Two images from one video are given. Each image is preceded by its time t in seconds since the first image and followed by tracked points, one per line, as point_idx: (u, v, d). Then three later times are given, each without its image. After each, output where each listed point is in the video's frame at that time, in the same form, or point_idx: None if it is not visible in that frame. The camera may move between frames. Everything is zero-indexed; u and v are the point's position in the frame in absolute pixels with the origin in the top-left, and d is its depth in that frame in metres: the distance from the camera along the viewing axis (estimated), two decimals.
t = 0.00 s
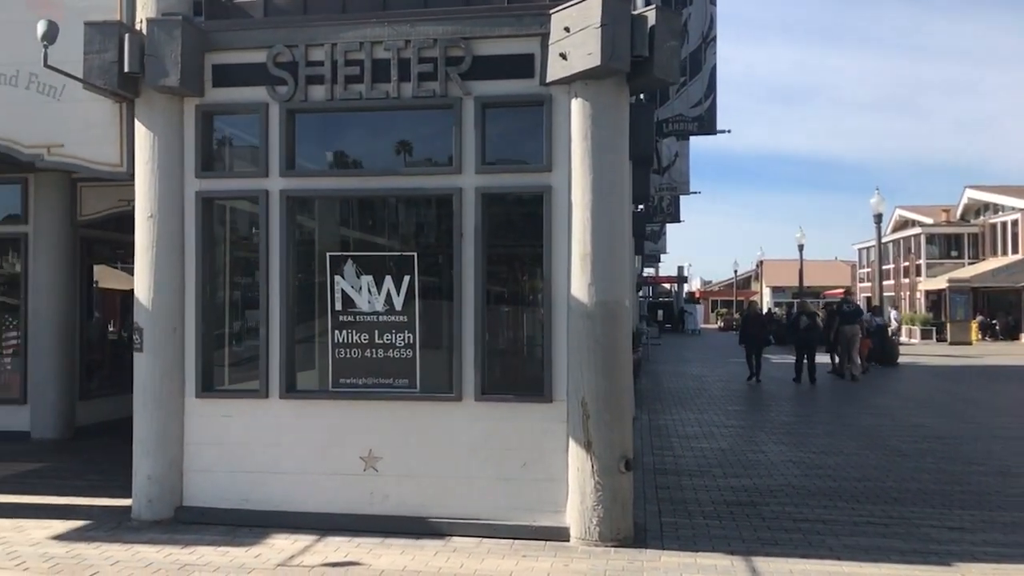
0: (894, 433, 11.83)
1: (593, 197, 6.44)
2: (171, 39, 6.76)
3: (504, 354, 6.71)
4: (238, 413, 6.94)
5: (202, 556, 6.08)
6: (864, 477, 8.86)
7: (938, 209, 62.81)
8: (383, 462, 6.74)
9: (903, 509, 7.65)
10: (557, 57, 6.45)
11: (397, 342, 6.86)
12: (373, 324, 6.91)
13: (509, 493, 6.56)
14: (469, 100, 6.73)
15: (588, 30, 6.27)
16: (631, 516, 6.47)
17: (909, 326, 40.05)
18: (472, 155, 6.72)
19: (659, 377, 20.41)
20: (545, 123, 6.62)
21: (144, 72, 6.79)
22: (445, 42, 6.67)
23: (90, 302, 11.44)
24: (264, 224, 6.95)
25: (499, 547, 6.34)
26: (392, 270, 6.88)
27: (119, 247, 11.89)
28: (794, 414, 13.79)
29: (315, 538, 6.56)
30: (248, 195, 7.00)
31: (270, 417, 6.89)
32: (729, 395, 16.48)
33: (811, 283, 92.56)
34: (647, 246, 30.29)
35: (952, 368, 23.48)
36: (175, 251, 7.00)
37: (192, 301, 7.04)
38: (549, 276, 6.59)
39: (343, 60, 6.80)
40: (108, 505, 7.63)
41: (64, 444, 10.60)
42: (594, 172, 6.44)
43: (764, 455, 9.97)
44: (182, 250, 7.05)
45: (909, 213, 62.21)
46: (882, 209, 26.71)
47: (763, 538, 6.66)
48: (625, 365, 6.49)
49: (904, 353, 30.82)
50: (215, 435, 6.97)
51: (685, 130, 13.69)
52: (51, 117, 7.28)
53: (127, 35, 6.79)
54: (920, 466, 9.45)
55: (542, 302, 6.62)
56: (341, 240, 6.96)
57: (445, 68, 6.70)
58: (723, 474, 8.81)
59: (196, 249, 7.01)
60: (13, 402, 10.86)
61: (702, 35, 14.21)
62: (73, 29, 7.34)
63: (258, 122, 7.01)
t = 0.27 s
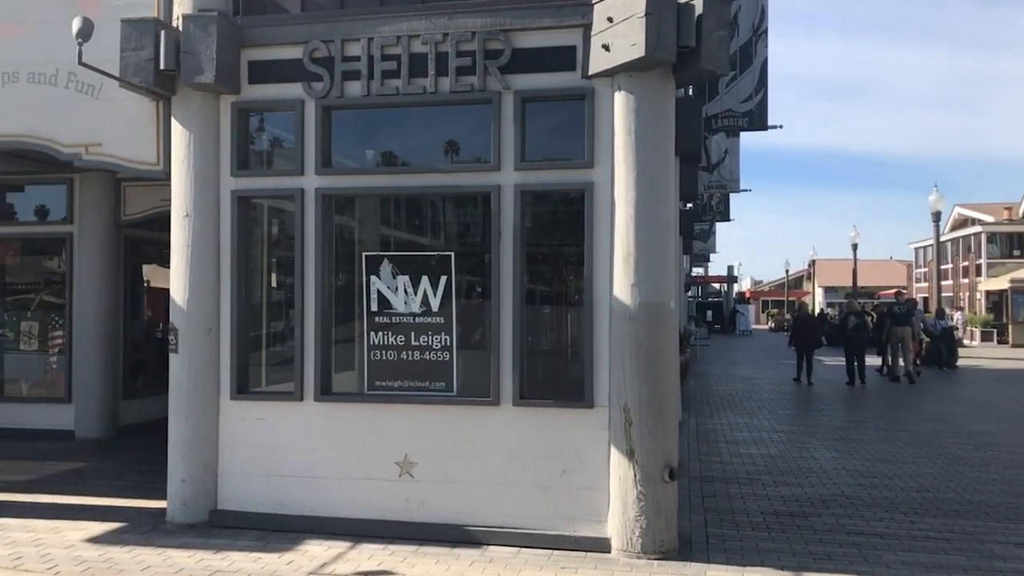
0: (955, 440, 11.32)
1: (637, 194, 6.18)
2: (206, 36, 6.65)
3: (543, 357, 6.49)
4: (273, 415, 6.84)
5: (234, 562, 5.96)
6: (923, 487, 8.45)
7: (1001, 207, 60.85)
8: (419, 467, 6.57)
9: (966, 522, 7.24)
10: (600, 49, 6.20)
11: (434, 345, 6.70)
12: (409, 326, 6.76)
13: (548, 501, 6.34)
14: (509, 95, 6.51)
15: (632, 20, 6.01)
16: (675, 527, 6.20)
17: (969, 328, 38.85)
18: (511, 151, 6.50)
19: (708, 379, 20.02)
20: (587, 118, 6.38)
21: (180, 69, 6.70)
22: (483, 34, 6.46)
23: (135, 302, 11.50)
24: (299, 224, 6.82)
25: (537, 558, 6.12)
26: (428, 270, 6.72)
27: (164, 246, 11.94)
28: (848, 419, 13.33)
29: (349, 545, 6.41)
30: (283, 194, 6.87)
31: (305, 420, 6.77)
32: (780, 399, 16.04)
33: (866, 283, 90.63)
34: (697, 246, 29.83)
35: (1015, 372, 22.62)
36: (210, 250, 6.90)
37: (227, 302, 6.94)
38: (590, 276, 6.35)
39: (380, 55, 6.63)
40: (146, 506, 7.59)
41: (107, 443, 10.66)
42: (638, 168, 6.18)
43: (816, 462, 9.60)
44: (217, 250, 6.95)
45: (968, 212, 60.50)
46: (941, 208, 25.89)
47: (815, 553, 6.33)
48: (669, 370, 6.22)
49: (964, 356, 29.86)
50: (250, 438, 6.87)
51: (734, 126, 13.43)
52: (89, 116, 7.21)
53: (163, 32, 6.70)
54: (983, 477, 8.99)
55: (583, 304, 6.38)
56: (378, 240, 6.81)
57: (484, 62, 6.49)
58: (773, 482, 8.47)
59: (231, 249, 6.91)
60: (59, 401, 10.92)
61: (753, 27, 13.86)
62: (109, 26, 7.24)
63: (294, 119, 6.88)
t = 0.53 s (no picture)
0: (983, 444, 11.00)
1: (650, 189, 5.95)
2: (208, 29, 6.50)
3: (553, 358, 6.29)
4: (277, 417, 6.69)
5: (234, 568, 5.81)
6: (949, 493, 8.15)
7: None
8: (425, 471, 6.39)
9: (995, 531, 6.95)
10: (612, 39, 5.97)
11: (441, 345, 6.51)
12: (416, 325, 6.57)
13: (558, 507, 6.14)
14: (519, 87, 6.30)
15: (646, 8, 5.78)
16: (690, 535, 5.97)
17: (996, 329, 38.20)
18: (521, 146, 6.30)
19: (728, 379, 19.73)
20: (599, 110, 6.17)
21: (182, 63, 6.55)
22: (492, 25, 6.26)
23: (146, 300, 11.42)
24: (304, 221, 6.65)
25: (546, 566, 5.92)
26: (435, 269, 6.54)
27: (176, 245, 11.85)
28: (871, 422, 13.01)
29: (354, 551, 6.24)
30: (287, 191, 6.71)
31: (309, 423, 6.62)
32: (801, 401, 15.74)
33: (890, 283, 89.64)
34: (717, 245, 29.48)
35: None
36: (214, 248, 6.75)
37: (231, 301, 6.80)
38: (602, 275, 6.13)
39: (386, 47, 6.44)
40: (150, 509, 7.46)
41: (117, 443, 10.57)
42: (651, 162, 5.95)
43: (838, 466, 9.33)
44: (221, 248, 6.80)
45: (995, 210, 59.62)
46: (967, 206, 25.42)
47: (836, 562, 6.08)
48: (684, 371, 5.99)
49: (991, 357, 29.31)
50: (253, 440, 6.73)
51: (755, 121, 13.17)
52: (91, 112, 7.06)
53: (165, 26, 6.56)
54: (1012, 482, 8.68)
55: (595, 303, 6.17)
56: (384, 237, 6.63)
57: (493, 53, 6.29)
58: (793, 487, 8.21)
59: (235, 246, 6.75)
60: (69, 401, 10.83)
61: (774, 21, 13.64)
62: (111, 19, 7.07)
63: (299, 113, 6.71)
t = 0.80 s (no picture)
0: (994, 449, 10.79)
1: (650, 189, 5.80)
2: (200, 27, 6.38)
3: (551, 362, 6.14)
4: (270, 423, 6.56)
5: None
6: (960, 500, 7.96)
7: None
8: (420, 478, 6.25)
9: (1007, 539, 6.76)
10: (611, 35, 5.82)
11: (437, 349, 6.37)
12: (411, 328, 6.43)
13: (556, 516, 6.00)
14: (516, 85, 6.16)
15: (645, 3, 5.63)
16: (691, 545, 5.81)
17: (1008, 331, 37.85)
18: (518, 145, 6.15)
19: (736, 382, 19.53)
20: (597, 109, 6.01)
21: (173, 62, 6.43)
22: (488, 21, 6.11)
23: (146, 303, 11.29)
24: (297, 222, 6.52)
25: None
26: (431, 271, 6.40)
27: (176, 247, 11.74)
28: (881, 425, 12.81)
29: (346, 560, 6.11)
30: (281, 191, 6.58)
31: (303, 428, 6.49)
32: (809, 404, 15.54)
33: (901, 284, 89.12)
34: (726, 245, 29.29)
35: None
36: (206, 250, 6.63)
37: (223, 304, 6.67)
38: (601, 277, 5.98)
39: (380, 44, 6.31)
40: (143, 514, 7.34)
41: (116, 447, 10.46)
42: (651, 162, 5.80)
43: (846, 471, 9.15)
44: (214, 250, 6.68)
45: (1007, 211, 59.15)
46: (979, 206, 25.15)
47: (843, 573, 5.91)
48: (685, 377, 5.83)
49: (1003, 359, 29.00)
50: (246, 446, 6.60)
51: (761, 120, 12.97)
52: (83, 113, 6.95)
53: (156, 24, 6.44)
54: None
55: (593, 306, 6.02)
56: (379, 238, 6.50)
57: (489, 50, 6.15)
58: (799, 494, 8.04)
59: (227, 248, 6.63)
60: (69, 405, 10.71)
61: (782, 18, 13.48)
62: (103, 18, 6.95)
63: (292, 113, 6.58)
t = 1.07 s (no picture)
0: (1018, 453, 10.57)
1: (664, 186, 5.67)
2: (207, 24, 6.32)
3: (563, 364, 6.03)
4: (279, 425, 6.48)
5: None
6: (983, 505, 7.77)
7: None
8: (430, 481, 6.15)
9: None
10: (623, 29, 5.71)
11: (447, 350, 6.27)
12: (421, 329, 6.33)
13: (568, 520, 5.88)
14: (526, 81, 6.05)
15: None
16: (706, 550, 5.68)
17: None
18: (528, 142, 6.05)
19: (753, 383, 19.32)
20: (609, 104, 5.90)
21: (181, 60, 6.37)
22: (498, 16, 6.01)
23: (162, 303, 11.21)
24: (305, 221, 6.45)
25: None
26: (440, 271, 6.30)
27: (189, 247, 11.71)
28: (902, 428, 12.60)
29: (355, 564, 6.02)
30: (289, 190, 6.51)
31: (312, 430, 6.41)
32: (828, 406, 15.32)
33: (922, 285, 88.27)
34: (743, 246, 29.05)
35: None
36: (214, 250, 6.56)
37: (232, 304, 6.60)
38: (613, 276, 5.86)
39: (389, 41, 6.22)
40: (152, 516, 7.28)
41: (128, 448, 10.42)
42: (664, 158, 5.67)
43: (866, 475, 8.97)
44: (222, 250, 6.62)
45: None
46: (1002, 206, 24.80)
47: None
48: (701, 378, 5.70)
49: None
50: (255, 448, 6.53)
51: (778, 120, 12.78)
52: (92, 112, 6.91)
53: (163, 21, 6.38)
54: None
55: (606, 306, 5.90)
56: (387, 237, 6.41)
57: (499, 45, 6.04)
58: (818, 498, 7.88)
59: (235, 248, 6.56)
60: (83, 406, 10.67)
61: (799, 15, 13.28)
62: (110, 16, 6.89)
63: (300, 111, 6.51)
